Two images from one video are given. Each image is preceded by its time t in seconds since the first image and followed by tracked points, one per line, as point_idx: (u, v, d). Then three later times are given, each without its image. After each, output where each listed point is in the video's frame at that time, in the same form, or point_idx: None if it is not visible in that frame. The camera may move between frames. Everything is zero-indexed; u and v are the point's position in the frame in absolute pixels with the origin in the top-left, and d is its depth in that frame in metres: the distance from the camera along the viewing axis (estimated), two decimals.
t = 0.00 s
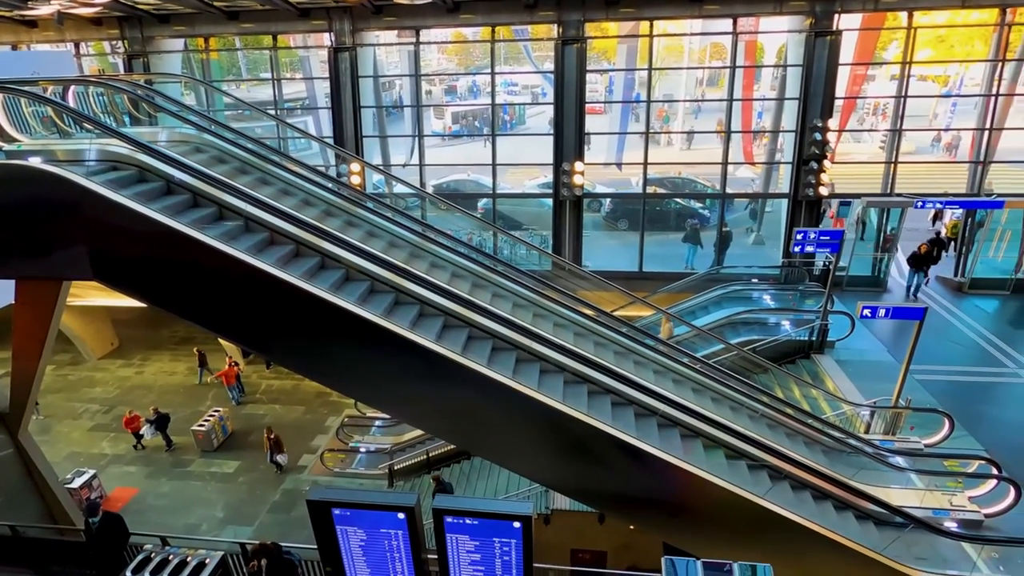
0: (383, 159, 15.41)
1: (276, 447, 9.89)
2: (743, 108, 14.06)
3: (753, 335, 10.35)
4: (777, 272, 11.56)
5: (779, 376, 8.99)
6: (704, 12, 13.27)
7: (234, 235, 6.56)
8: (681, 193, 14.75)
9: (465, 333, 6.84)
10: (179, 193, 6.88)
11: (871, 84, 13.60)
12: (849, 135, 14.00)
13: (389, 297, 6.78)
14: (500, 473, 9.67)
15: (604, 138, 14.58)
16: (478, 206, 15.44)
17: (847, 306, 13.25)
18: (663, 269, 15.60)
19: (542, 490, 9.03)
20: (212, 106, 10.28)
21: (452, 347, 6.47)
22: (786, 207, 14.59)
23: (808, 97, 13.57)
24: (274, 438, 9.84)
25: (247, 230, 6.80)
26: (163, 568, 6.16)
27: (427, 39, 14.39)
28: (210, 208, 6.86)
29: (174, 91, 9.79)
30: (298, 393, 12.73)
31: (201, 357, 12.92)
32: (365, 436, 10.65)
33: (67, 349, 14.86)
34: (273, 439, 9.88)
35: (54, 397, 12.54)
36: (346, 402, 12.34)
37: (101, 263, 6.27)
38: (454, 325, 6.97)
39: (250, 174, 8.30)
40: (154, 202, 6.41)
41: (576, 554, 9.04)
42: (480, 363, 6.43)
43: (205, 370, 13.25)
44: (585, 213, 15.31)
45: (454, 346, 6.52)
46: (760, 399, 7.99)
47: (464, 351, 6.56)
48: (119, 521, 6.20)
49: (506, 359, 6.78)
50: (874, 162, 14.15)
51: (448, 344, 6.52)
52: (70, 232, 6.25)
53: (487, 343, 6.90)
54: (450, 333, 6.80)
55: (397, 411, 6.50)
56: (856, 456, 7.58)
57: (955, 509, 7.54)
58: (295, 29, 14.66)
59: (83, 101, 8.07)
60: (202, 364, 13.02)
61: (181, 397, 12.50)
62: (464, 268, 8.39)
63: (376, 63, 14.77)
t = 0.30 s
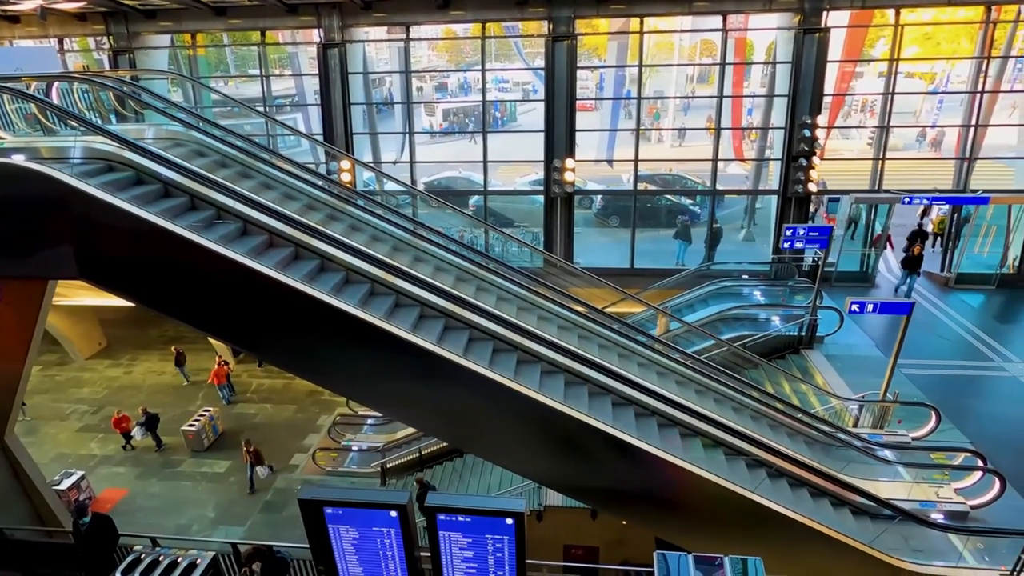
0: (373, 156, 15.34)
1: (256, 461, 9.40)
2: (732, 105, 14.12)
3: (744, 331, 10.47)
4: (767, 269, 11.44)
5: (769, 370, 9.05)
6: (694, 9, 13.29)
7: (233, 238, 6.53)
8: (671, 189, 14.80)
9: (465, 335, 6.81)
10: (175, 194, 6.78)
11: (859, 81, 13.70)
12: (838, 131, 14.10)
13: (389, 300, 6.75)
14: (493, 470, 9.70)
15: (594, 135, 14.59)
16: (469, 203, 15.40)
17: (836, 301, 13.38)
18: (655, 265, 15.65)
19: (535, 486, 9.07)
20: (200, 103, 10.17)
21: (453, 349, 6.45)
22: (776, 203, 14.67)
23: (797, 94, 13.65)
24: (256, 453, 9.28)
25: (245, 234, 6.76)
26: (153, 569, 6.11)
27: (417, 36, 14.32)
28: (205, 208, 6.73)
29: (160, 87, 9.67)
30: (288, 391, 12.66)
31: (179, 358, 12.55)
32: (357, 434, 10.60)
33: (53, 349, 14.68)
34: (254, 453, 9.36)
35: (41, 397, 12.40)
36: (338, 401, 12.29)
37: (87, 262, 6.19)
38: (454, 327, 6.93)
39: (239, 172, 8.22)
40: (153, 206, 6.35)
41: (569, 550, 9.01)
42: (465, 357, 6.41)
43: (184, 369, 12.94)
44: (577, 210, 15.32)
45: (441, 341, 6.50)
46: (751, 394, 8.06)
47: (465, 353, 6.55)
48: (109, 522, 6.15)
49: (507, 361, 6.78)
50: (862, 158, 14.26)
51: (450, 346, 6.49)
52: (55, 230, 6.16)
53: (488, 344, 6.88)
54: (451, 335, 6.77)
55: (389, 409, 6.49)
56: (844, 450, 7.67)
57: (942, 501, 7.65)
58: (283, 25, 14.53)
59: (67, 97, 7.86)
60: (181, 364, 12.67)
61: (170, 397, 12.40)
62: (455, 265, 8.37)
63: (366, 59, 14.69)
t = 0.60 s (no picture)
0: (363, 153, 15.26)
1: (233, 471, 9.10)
2: (722, 102, 14.17)
3: (733, 326, 10.50)
4: (756, 264, 11.66)
5: (759, 365, 9.17)
6: (683, 6, 13.31)
7: (231, 241, 6.47)
8: (662, 186, 14.85)
9: (465, 337, 6.79)
10: (172, 197, 6.71)
11: (847, 78, 13.81)
12: (826, 128, 14.21)
13: (384, 300, 6.72)
14: (485, 467, 9.71)
15: (585, 132, 14.60)
16: (460, 201, 15.35)
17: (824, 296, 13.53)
18: (646, 262, 15.70)
19: (527, 483, 9.11)
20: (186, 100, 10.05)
21: (451, 350, 6.45)
22: (765, 199, 14.77)
23: (786, 90, 13.74)
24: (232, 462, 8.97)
25: (241, 236, 6.70)
26: (143, 570, 6.06)
27: (407, 32, 14.22)
28: (202, 211, 6.68)
29: (146, 83, 9.54)
30: (278, 390, 12.58)
31: (158, 358, 12.37)
32: (349, 433, 10.55)
33: (38, 349, 14.48)
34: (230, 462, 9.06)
35: (27, 399, 12.23)
36: (328, 399, 12.24)
37: (73, 261, 6.11)
38: (454, 328, 6.92)
39: (227, 169, 8.14)
40: (150, 209, 6.28)
41: (561, 545, 8.96)
42: (458, 355, 6.41)
43: (162, 369, 12.77)
44: (568, 207, 15.33)
45: (438, 341, 6.49)
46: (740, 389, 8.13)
47: (465, 354, 6.55)
48: (98, 523, 6.09)
49: (508, 362, 6.79)
50: (850, 154, 14.38)
51: (449, 348, 6.49)
52: (39, 230, 6.06)
53: (486, 345, 6.86)
54: (445, 334, 6.75)
55: (381, 407, 6.48)
56: (833, 443, 7.75)
57: (929, 493, 7.74)
58: (270, 21, 14.38)
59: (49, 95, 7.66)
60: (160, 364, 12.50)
61: (158, 397, 12.28)
62: (446, 262, 8.34)
63: (355, 55, 14.60)
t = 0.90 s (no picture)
0: (350, 151, 15.16)
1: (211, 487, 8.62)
2: (708, 98, 14.24)
3: (721, 322, 10.58)
4: (743, 260, 11.74)
5: (747, 360, 9.27)
6: (670, 3, 13.34)
7: (227, 245, 6.38)
8: (649, 183, 14.91)
9: (464, 339, 6.76)
10: (162, 199, 6.61)
11: (831, 75, 13.94)
12: (811, 124, 14.33)
13: (368, 296, 6.65)
14: (475, 464, 9.72)
15: (573, 129, 14.62)
16: (448, 198, 15.31)
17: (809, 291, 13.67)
18: (634, 258, 15.76)
19: (518, 480, 9.12)
20: (169, 97, 9.90)
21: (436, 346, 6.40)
22: (751, 195, 14.87)
23: (772, 87, 13.83)
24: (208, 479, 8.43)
25: (239, 239, 6.63)
26: (131, 573, 5.99)
27: (393, 28, 14.12)
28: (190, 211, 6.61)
29: (128, 81, 9.39)
30: (266, 390, 12.47)
31: (133, 358, 12.17)
32: (338, 432, 10.47)
33: (20, 351, 14.24)
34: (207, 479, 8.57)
35: (8, 402, 12.02)
36: (317, 399, 12.17)
37: (57, 262, 6.00)
38: (453, 330, 6.89)
39: (212, 168, 8.05)
40: (144, 212, 6.18)
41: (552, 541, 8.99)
42: (448, 352, 6.38)
43: (136, 370, 12.58)
44: (556, 204, 15.33)
45: (436, 343, 6.45)
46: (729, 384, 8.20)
47: (466, 356, 6.54)
48: (85, 527, 6.01)
49: (508, 363, 6.79)
50: (834, 150, 14.53)
51: (449, 349, 6.49)
52: (21, 229, 5.93)
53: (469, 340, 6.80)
54: (433, 331, 6.72)
55: (371, 406, 6.46)
56: (821, 437, 7.84)
57: (913, 484, 7.84)
58: (255, 17, 14.20)
59: (29, 92, 7.55)
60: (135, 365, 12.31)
61: (144, 398, 12.13)
62: (434, 260, 8.31)
63: (341, 52, 14.49)
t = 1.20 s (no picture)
0: (333, 149, 15.03)
1: (181, 507, 8.18)
2: (690, 95, 14.35)
3: (704, 316, 10.73)
4: (726, 256, 11.85)
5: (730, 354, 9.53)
6: None
7: (219, 250, 6.25)
8: (633, 179, 14.98)
9: (461, 341, 6.77)
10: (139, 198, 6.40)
11: (810, 72, 14.12)
12: (791, 121, 14.52)
13: (357, 297, 6.56)
14: (463, 463, 9.70)
15: (556, 126, 14.64)
16: (433, 196, 15.25)
17: (791, 285, 13.90)
18: (619, 254, 15.83)
19: (506, 477, 9.10)
20: (146, 96, 9.72)
21: (426, 345, 6.36)
22: (734, 190, 15.01)
23: (753, 84, 13.98)
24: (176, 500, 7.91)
25: (232, 244, 6.51)
26: None
27: (375, 25, 14.00)
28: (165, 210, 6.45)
29: (103, 79, 9.21)
30: (249, 392, 12.32)
31: (99, 362, 12.01)
32: (324, 433, 10.40)
33: None
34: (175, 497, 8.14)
35: None
36: (302, 399, 12.05)
37: (32, 264, 5.85)
38: (449, 332, 6.88)
39: (193, 167, 7.92)
40: (121, 212, 6.03)
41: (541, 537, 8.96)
42: (435, 350, 6.36)
43: (103, 374, 12.39)
44: (541, 201, 15.34)
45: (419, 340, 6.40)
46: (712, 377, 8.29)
47: (462, 358, 6.53)
48: (68, 534, 5.88)
49: (504, 364, 6.77)
50: (813, 146, 14.73)
51: (445, 352, 6.47)
52: None
53: (459, 340, 6.78)
54: (423, 331, 6.68)
55: (357, 406, 6.41)
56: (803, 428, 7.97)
57: (892, 472, 8.04)
58: (233, 13, 13.97)
59: None
60: (102, 369, 12.13)
61: (124, 402, 11.91)
62: (420, 259, 8.28)
63: (322, 49, 14.33)
